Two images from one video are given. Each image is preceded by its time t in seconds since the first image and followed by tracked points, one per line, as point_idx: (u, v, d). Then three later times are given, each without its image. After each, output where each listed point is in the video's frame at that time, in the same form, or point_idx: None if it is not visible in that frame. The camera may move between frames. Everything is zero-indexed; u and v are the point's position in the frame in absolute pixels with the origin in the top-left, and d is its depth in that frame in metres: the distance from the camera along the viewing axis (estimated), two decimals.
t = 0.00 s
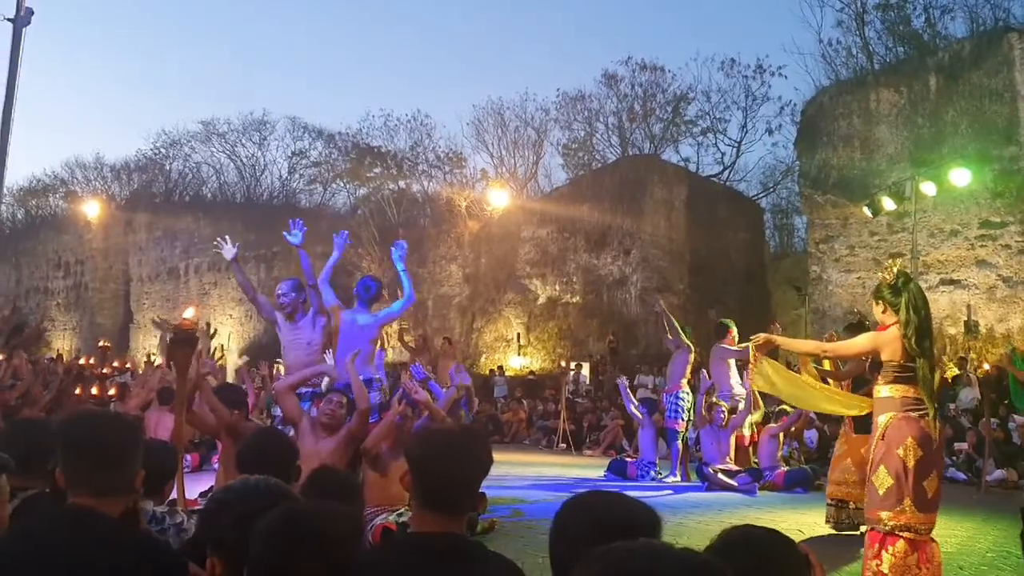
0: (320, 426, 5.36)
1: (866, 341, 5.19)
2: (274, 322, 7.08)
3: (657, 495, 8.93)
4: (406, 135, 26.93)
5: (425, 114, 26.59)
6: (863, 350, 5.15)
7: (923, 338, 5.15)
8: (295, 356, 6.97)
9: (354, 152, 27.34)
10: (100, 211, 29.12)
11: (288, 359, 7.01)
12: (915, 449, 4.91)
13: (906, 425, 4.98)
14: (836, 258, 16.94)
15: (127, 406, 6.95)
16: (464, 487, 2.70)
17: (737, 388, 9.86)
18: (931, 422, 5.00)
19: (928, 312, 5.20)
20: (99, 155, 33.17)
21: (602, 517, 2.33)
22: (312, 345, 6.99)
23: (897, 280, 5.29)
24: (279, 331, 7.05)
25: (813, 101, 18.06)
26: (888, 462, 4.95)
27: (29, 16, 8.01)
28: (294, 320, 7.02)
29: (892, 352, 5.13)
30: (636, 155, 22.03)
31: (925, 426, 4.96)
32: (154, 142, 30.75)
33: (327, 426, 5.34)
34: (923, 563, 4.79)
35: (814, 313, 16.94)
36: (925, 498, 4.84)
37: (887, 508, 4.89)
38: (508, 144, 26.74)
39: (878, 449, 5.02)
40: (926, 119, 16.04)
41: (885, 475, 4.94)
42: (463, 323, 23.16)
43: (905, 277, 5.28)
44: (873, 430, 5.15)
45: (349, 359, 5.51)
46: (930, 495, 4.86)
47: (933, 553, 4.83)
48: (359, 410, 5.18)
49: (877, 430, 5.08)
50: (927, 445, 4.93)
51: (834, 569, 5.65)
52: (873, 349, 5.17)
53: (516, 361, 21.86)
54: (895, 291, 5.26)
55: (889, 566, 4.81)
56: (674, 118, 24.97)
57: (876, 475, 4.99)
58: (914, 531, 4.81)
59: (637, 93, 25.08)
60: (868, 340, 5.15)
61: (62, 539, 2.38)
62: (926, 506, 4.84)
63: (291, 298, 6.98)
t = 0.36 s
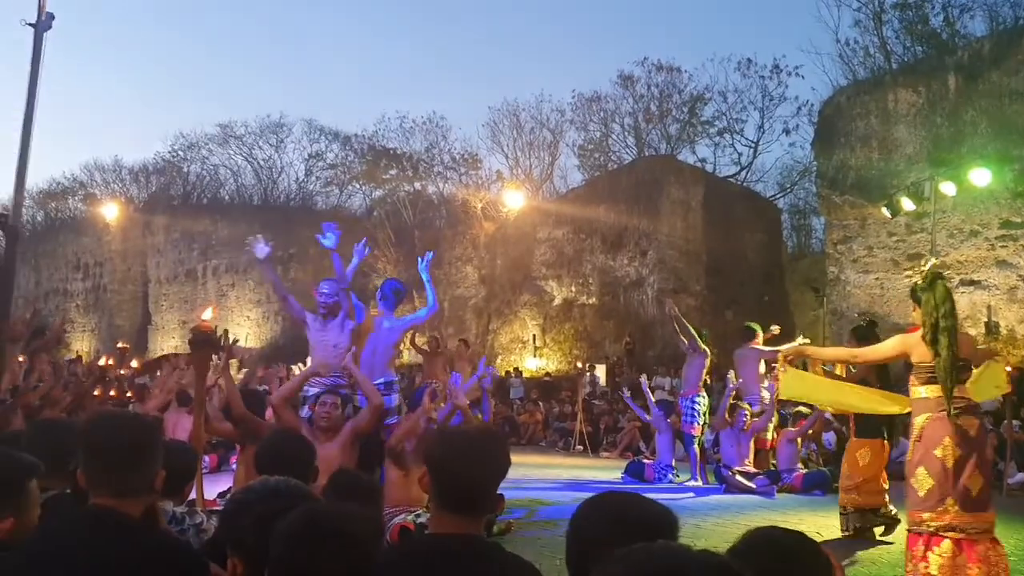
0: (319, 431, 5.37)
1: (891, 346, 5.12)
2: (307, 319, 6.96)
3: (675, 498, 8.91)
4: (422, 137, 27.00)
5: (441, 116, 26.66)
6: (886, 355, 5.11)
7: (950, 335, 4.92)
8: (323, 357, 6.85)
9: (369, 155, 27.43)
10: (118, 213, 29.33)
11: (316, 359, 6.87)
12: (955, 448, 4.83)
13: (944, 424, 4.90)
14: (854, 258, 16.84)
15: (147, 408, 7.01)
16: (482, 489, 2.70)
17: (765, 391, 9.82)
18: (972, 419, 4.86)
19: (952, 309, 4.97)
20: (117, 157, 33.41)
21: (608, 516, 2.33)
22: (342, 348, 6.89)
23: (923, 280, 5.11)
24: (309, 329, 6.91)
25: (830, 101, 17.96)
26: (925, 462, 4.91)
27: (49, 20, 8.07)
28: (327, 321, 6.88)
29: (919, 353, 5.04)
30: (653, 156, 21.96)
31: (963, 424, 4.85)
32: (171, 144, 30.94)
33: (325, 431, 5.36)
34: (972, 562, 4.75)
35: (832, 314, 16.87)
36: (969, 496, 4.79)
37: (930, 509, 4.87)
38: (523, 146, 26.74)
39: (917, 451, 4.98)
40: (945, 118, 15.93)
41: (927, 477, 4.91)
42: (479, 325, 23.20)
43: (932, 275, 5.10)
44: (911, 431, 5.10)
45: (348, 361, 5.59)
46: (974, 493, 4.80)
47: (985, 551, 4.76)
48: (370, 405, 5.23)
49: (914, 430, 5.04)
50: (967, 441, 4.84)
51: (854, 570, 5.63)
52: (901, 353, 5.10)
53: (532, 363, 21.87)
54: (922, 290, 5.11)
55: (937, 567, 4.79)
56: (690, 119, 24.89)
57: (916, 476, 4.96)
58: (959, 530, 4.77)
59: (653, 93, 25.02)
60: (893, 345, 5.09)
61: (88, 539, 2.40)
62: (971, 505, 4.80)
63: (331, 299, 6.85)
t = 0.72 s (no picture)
0: (318, 432, 5.42)
1: (928, 337, 5.14)
2: (334, 320, 7.20)
3: (686, 498, 8.91)
4: (433, 138, 27.06)
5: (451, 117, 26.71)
6: (925, 346, 5.12)
7: (987, 325, 4.94)
8: (345, 358, 7.07)
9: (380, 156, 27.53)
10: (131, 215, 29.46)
11: (335, 360, 7.09)
12: (994, 436, 4.81)
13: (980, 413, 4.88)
14: (866, 259, 16.79)
15: (159, 408, 7.04)
16: (493, 489, 2.70)
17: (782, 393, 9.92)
18: (1011, 407, 4.83)
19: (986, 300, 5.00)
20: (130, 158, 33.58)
21: (619, 514, 2.34)
22: (364, 348, 7.08)
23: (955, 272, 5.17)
24: (333, 330, 7.16)
25: (842, 102, 17.91)
26: (965, 451, 4.90)
27: (63, 22, 8.11)
28: (353, 322, 7.13)
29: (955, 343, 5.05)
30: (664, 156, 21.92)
31: (1000, 411, 4.84)
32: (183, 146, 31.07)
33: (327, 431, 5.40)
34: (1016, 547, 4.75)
35: (844, 314, 16.84)
36: (1009, 482, 4.78)
37: (971, 496, 4.87)
38: (533, 146, 26.77)
39: (955, 440, 4.96)
40: (958, 118, 15.87)
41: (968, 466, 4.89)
42: (490, 326, 23.21)
43: (966, 266, 5.11)
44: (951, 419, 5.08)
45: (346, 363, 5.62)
46: (1014, 478, 4.78)
47: None
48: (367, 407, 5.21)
49: (953, 419, 5.02)
50: (1007, 430, 4.80)
51: (867, 570, 5.62)
52: (939, 343, 5.12)
53: (542, 363, 21.88)
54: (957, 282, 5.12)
55: (981, 554, 4.83)
56: (701, 119, 24.86)
57: (957, 464, 4.94)
58: (1001, 517, 4.77)
59: (664, 94, 25.00)
60: (932, 335, 5.10)
61: (101, 541, 2.41)
62: (1012, 491, 4.79)
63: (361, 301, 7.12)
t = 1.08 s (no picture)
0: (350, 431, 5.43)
1: (953, 324, 5.02)
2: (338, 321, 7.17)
3: (697, 499, 8.89)
4: (443, 138, 27.07)
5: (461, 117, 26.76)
6: (951, 334, 4.99)
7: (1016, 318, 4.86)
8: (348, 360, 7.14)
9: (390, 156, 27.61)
10: (143, 215, 29.60)
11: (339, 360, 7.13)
12: (1011, 427, 4.77)
13: (1002, 404, 4.81)
14: (877, 259, 16.74)
15: (172, 409, 7.07)
16: (504, 489, 2.70)
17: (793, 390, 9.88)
18: None
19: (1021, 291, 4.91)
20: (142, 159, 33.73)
21: (630, 514, 2.34)
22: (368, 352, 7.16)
23: (986, 261, 5.04)
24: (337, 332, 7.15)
25: (853, 101, 17.87)
26: (983, 441, 4.82)
27: (75, 23, 8.16)
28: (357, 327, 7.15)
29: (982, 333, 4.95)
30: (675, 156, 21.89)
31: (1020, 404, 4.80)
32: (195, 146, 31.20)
33: (358, 431, 5.39)
34: None
35: (855, 315, 16.80)
36: None
37: (990, 488, 4.77)
38: (544, 146, 26.78)
39: (973, 430, 4.88)
40: (970, 118, 15.79)
41: (987, 457, 4.80)
42: (500, 326, 23.18)
43: (995, 257, 5.02)
44: (965, 408, 5.00)
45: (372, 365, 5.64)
46: None
47: None
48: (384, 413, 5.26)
49: (968, 409, 4.94)
50: None
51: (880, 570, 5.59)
52: (962, 332, 5.01)
53: (552, 364, 21.86)
54: (986, 272, 5.01)
55: (1003, 548, 4.73)
56: (712, 119, 24.82)
57: (974, 455, 4.85)
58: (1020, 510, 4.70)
59: (674, 93, 24.96)
60: (956, 323, 4.99)
61: (113, 540, 2.42)
62: None
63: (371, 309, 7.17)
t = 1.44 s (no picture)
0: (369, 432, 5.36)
1: (969, 329, 4.94)
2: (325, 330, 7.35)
3: (704, 503, 8.87)
4: (451, 141, 27.13)
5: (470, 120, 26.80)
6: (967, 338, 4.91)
7: None
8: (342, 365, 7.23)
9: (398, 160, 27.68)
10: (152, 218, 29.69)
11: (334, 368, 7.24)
12: None
13: (1016, 411, 4.79)
14: (886, 262, 16.70)
15: (180, 411, 7.08)
16: (511, 492, 2.70)
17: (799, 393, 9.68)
18: None
19: None
20: (151, 162, 33.87)
21: (644, 514, 2.34)
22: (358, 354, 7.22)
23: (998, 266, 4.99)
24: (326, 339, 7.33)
25: (862, 105, 17.85)
26: (996, 447, 4.77)
27: (86, 27, 8.21)
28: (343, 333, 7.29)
29: (999, 339, 4.92)
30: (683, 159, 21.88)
31: None
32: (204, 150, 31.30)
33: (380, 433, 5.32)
34: None
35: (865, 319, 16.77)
36: None
37: (1002, 492, 4.75)
38: (552, 150, 26.80)
39: (986, 435, 4.82)
40: (979, 121, 15.73)
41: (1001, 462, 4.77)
42: (507, 329, 23.17)
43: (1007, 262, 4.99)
44: (975, 415, 4.95)
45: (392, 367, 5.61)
46: None
47: None
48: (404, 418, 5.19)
49: (982, 414, 4.89)
50: None
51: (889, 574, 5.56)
52: (979, 336, 4.94)
53: (560, 367, 21.83)
54: (998, 277, 4.98)
55: (1012, 553, 4.72)
56: (720, 123, 24.79)
57: (986, 459, 4.81)
58: None
59: (682, 97, 24.94)
60: (974, 327, 4.90)
61: (120, 541, 2.43)
62: None
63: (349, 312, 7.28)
